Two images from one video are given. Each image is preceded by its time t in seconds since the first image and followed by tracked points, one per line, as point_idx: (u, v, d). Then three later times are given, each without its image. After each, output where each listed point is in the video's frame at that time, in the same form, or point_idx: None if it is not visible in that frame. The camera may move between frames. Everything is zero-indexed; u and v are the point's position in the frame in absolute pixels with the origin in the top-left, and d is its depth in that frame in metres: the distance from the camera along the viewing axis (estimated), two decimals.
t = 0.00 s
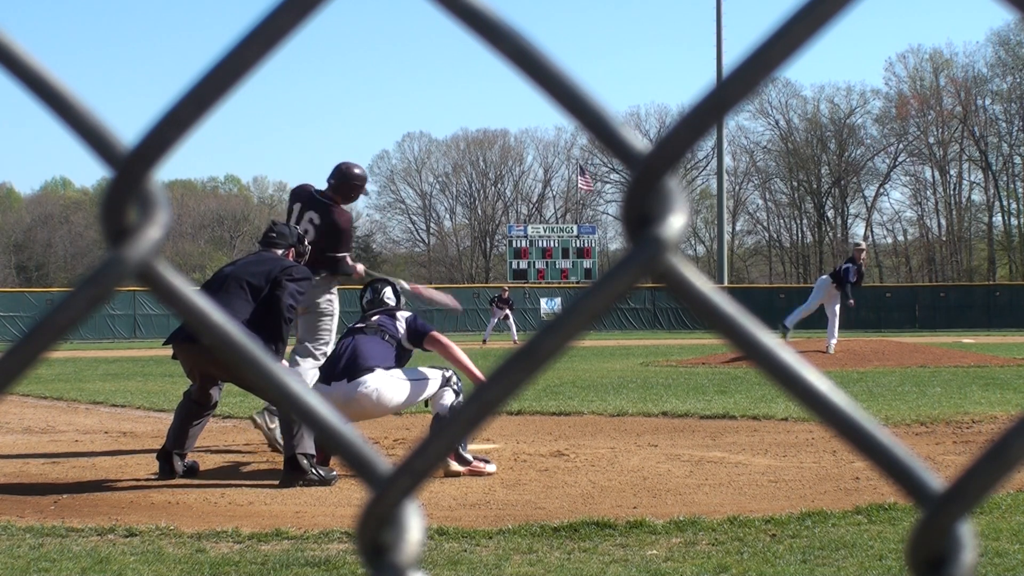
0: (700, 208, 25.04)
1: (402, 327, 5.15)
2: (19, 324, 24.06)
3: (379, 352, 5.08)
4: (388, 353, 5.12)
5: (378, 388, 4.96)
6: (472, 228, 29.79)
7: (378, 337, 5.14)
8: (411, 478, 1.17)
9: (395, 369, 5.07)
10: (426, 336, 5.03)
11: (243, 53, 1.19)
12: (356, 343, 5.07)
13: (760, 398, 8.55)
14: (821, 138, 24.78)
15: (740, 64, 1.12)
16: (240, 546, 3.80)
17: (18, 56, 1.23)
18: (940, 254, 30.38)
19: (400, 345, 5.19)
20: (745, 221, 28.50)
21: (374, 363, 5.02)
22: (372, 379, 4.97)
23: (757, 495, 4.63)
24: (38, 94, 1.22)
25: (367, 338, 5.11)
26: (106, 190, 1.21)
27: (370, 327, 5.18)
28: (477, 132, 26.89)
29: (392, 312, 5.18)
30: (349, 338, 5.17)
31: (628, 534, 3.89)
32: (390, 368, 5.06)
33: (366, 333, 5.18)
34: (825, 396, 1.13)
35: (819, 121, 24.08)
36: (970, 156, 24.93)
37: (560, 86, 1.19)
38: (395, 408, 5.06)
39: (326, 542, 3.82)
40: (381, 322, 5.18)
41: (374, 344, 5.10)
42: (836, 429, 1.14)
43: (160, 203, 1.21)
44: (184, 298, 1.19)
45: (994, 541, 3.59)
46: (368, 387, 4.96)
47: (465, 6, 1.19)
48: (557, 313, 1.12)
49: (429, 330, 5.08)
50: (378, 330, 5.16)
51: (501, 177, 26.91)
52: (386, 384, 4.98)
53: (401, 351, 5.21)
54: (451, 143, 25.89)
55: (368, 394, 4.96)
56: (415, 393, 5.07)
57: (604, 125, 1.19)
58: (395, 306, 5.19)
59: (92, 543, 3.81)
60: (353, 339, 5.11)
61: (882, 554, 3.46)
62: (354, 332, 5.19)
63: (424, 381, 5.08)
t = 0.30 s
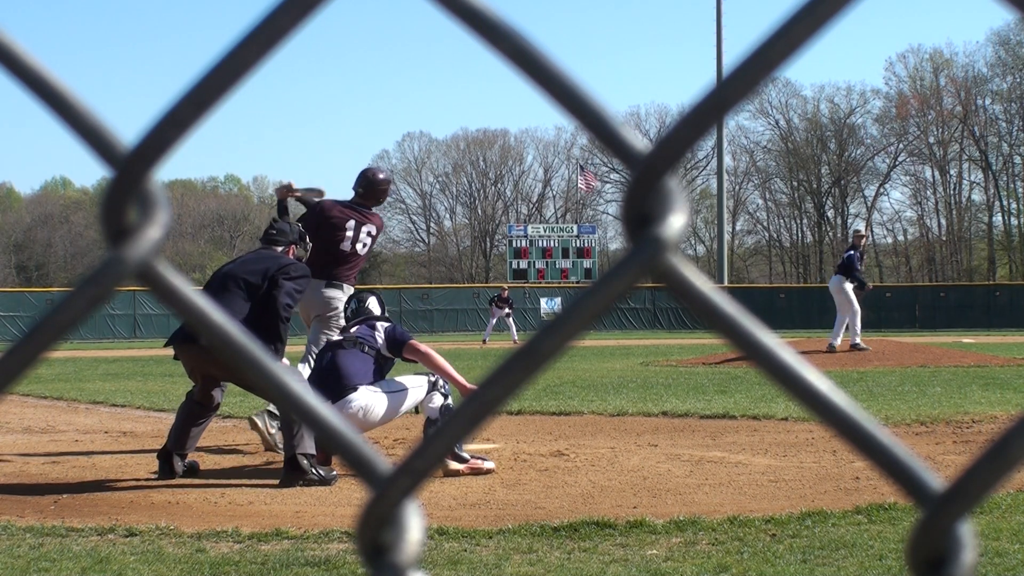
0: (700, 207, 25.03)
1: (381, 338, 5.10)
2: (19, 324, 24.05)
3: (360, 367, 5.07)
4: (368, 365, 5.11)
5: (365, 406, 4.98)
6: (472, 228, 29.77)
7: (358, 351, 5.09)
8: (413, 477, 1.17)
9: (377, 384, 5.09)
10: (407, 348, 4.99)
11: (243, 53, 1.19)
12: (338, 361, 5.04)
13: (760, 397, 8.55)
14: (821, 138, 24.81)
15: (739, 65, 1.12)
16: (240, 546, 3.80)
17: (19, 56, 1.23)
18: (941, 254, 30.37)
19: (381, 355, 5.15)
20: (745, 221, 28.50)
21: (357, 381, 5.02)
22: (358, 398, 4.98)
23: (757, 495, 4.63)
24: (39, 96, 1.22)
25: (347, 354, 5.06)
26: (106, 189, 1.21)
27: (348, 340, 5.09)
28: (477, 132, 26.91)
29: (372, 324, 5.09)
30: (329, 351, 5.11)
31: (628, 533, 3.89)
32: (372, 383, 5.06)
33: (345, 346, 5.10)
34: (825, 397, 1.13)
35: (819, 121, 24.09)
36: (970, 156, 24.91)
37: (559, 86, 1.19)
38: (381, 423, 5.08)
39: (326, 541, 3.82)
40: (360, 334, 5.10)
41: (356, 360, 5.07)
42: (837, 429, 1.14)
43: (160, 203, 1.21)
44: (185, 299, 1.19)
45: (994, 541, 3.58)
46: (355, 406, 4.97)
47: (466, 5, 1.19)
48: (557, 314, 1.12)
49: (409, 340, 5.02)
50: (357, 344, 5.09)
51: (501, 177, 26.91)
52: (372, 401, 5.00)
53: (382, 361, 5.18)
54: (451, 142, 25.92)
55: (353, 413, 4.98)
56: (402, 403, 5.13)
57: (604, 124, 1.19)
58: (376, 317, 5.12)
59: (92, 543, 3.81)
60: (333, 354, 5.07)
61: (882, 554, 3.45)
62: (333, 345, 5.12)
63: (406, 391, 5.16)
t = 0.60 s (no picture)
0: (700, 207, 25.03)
1: (386, 340, 5.15)
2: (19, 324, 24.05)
3: (364, 366, 5.07)
4: (370, 365, 5.10)
5: (367, 404, 4.97)
6: (472, 228, 29.76)
7: (361, 350, 5.12)
8: (413, 477, 1.17)
9: (379, 383, 5.09)
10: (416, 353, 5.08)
11: (243, 53, 1.19)
12: (341, 359, 5.05)
13: (760, 397, 8.54)
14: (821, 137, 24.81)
15: (739, 65, 1.12)
16: (240, 546, 3.80)
17: (19, 55, 1.23)
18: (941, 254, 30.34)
19: (385, 357, 5.19)
20: (745, 221, 28.54)
21: (359, 379, 5.02)
22: (360, 397, 4.98)
23: (757, 495, 4.62)
24: (40, 96, 1.22)
25: (352, 352, 5.09)
26: (106, 191, 1.21)
27: (351, 338, 5.13)
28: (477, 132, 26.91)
29: (376, 323, 5.16)
30: (332, 350, 5.13)
31: (628, 533, 3.89)
32: (374, 383, 5.06)
33: (348, 344, 5.14)
34: (826, 397, 1.13)
35: (819, 120, 24.09)
36: (970, 156, 24.91)
37: (560, 85, 1.19)
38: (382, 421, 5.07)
39: (326, 541, 3.82)
40: (363, 332, 5.15)
41: (360, 359, 5.08)
42: (836, 429, 1.14)
43: (160, 202, 1.21)
44: (184, 298, 1.19)
45: (994, 541, 3.58)
46: (356, 404, 4.96)
47: (465, 5, 1.19)
48: (556, 314, 1.12)
49: (417, 345, 5.12)
50: (360, 343, 5.13)
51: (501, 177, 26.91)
52: (374, 400, 5.00)
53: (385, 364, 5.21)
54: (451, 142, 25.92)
55: (356, 411, 4.97)
56: (402, 404, 5.13)
57: (604, 124, 1.19)
58: (380, 316, 5.19)
59: (93, 543, 3.81)
60: (336, 352, 5.10)
61: (882, 554, 3.45)
62: (335, 343, 5.15)
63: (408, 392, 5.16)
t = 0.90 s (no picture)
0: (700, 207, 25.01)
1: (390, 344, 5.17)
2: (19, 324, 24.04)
3: (366, 368, 5.06)
4: (372, 366, 5.09)
5: (368, 406, 4.99)
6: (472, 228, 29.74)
7: (364, 351, 5.11)
8: (412, 477, 1.17)
9: (381, 384, 5.09)
10: (421, 359, 5.12)
11: (244, 53, 1.19)
12: (344, 361, 5.04)
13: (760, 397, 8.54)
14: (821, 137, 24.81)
15: (738, 65, 1.12)
16: (240, 546, 3.80)
17: (19, 56, 1.23)
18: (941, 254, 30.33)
19: (387, 360, 5.19)
20: (745, 221, 28.55)
21: (361, 380, 5.02)
22: (361, 398, 4.99)
23: (757, 495, 4.62)
24: (40, 96, 1.22)
25: (355, 354, 5.08)
26: (106, 190, 1.21)
27: (355, 339, 5.13)
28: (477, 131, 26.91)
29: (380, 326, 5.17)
30: (335, 350, 5.13)
31: (628, 533, 3.89)
32: (376, 384, 5.06)
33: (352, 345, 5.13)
34: (826, 397, 1.13)
35: (819, 121, 24.09)
36: (970, 156, 24.91)
37: (560, 86, 1.19)
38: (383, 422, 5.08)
39: (326, 541, 3.81)
40: (367, 334, 5.15)
41: (362, 361, 5.07)
42: (836, 428, 1.14)
43: (159, 202, 1.21)
44: (182, 297, 1.20)
45: (994, 541, 3.58)
46: (358, 406, 4.97)
47: (465, 5, 1.19)
48: (556, 314, 1.12)
49: (422, 351, 5.17)
50: (364, 344, 5.13)
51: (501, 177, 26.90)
52: (375, 401, 5.01)
53: (387, 368, 5.19)
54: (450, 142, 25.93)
55: (357, 412, 4.98)
56: (403, 406, 5.14)
57: (604, 124, 1.19)
58: (386, 319, 5.21)
59: (92, 543, 3.81)
60: (339, 352, 5.10)
61: (882, 554, 3.45)
62: (339, 344, 5.15)
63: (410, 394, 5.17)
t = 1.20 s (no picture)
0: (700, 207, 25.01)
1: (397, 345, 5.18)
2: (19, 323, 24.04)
3: (372, 368, 5.07)
4: (377, 366, 5.10)
5: (373, 406, 4.99)
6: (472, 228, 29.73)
7: (371, 352, 5.12)
8: (411, 477, 1.17)
9: (385, 384, 5.10)
10: (427, 362, 5.13)
11: (244, 52, 1.19)
12: (351, 360, 5.04)
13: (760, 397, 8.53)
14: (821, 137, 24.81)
15: (739, 65, 1.12)
16: (240, 546, 3.80)
17: (19, 56, 1.23)
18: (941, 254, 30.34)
19: (393, 360, 5.20)
20: (745, 221, 28.56)
21: (366, 380, 5.01)
22: (365, 398, 4.99)
23: (757, 495, 4.62)
24: (40, 97, 1.22)
25: (362, 354, 5.08)
26: (107, 189, 1.21)
27: (362, 339, 5.13)
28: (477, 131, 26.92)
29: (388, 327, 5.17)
30: (342, 349, 5.13)
31: (628, 533, 3.89)
32: (381, 383, 5.07)
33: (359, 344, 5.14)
34: (826, 396, 1.13)
35: (819, 120, 24.09)
36: (970, 156, 24.91)
37: (560, 86, 1.19)
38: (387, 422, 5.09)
39: (326, 541, 3.82)
40: (374, 334, 5.15)
41: (369, 362, 5.07)
42: (835, 429, 1.14)
43: (159, 202, 1.21)
44: (182, 295, 1.20)
45: (994, 541, 3.58)
46: (362, 405, 4.98)
47: (465, 4, 1.19)
48: (556, 314, 1.12)
49: (428, 354, 5.17)
50: (370, 344, 5.13)
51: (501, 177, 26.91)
52: (379, 402, 5.02)
53: (393, 368, 5.21)
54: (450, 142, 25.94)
55: (361, 412, 4.99)
56: (408, 406, 5.14)
57: (604, 123, 1.19)
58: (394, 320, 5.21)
59: (92, 543, 3.81)
60: (345, 350, 5.10)
61: (882, 554, 3.45)
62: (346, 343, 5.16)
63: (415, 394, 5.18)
